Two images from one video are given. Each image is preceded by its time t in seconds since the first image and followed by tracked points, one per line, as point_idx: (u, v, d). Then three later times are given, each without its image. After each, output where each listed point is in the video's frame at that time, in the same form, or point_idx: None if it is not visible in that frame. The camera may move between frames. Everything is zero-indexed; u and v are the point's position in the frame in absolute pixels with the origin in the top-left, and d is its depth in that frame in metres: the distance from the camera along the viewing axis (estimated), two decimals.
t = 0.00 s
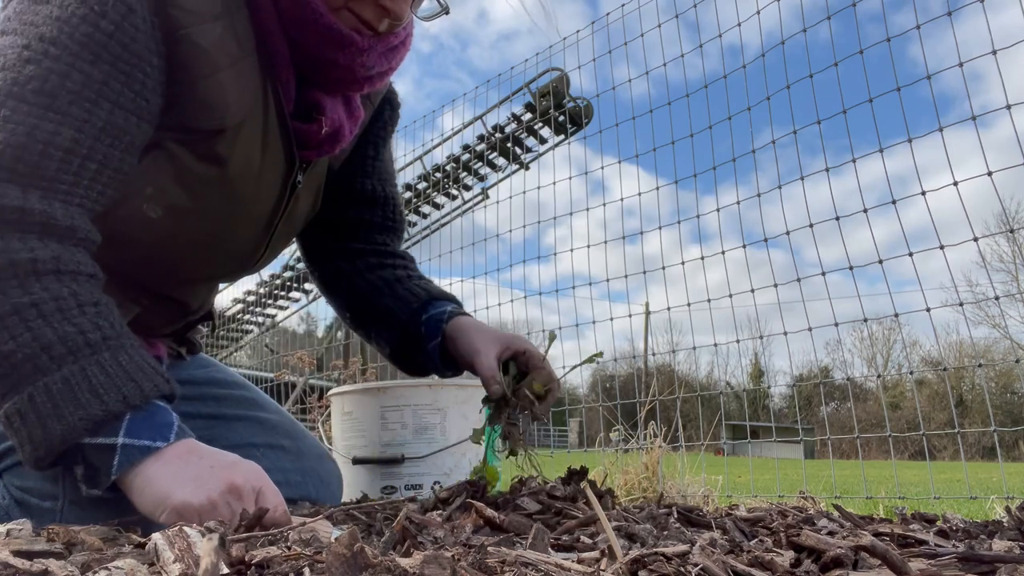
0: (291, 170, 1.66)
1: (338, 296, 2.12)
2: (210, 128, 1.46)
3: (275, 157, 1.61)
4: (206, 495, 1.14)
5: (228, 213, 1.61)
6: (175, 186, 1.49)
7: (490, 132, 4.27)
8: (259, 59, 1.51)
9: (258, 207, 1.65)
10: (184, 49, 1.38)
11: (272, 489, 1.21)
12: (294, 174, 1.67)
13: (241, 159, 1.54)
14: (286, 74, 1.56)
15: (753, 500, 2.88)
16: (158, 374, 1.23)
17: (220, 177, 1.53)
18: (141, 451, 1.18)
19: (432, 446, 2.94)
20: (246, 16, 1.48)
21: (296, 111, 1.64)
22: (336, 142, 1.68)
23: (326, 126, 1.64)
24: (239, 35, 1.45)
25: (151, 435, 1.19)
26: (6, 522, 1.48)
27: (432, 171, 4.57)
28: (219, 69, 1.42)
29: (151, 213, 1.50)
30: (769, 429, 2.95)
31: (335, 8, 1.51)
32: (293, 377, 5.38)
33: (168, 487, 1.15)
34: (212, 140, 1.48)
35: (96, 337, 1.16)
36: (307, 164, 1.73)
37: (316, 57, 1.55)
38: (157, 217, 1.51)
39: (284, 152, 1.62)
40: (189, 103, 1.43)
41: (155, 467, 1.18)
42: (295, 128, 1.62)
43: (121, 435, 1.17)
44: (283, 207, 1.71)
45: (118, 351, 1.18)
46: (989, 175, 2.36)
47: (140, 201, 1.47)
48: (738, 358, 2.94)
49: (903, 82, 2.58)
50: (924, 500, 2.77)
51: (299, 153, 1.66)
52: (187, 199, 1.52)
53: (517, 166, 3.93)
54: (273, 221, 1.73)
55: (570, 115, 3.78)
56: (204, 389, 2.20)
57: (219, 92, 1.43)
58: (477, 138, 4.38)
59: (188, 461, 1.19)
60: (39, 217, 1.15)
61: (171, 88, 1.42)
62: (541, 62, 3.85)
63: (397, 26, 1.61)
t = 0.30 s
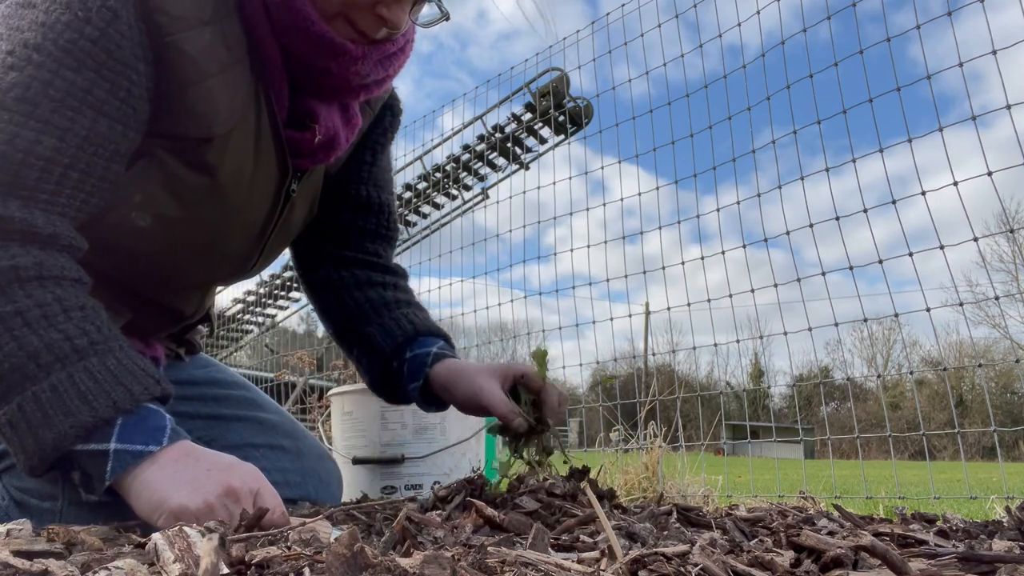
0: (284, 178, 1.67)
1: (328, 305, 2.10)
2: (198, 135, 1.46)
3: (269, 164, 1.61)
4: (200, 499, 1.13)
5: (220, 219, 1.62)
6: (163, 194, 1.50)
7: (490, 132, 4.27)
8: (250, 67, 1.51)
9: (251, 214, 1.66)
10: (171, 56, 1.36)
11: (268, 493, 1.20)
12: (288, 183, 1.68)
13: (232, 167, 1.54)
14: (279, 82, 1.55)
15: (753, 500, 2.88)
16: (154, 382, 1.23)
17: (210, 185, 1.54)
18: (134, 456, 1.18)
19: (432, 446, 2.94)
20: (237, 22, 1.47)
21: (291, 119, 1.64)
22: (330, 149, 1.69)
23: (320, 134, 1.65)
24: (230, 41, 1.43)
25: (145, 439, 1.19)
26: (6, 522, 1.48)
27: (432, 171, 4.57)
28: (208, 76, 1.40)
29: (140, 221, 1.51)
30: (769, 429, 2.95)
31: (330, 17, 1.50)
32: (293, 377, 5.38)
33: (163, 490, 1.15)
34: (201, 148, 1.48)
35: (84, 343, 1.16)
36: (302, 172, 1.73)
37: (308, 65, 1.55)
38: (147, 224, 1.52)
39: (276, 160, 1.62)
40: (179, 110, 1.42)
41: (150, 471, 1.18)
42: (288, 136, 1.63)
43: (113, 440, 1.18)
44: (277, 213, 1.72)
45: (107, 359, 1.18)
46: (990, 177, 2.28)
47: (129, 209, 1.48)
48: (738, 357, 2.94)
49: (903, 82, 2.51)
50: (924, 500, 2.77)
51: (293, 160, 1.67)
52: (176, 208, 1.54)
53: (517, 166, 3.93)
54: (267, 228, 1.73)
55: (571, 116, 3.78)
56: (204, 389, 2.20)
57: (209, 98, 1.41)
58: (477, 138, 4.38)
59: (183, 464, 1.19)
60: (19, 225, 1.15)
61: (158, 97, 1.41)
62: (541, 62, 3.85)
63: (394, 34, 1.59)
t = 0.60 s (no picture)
0: (283, 184, 1.67)
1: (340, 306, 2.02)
2: (194, 138, 1.46)
3: (268, 167, 1.61)
4: (219, 472, 1.15)
5: (216, 223, 1.61)
6: (159, 198, 1.50)
7: (490, 132, 4.27)
8: (249, 70, 1.50)
9: (249, 218, 1.66)
10: (164, 57, 1.36)
11: (282, 476, 1.22)
12: (286, 188, 1.68)
13: (229, 170, 1.54)
14: (279, 86, 1.55)
15: (753, 500, 2.88)
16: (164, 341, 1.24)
17: (206, 189, 1.54)
18: (159, 415, 1.19)
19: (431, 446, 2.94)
20: (235, 23, 1.46)
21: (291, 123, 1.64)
22: (330, 155, 1.68)
23: (319, 139, 1.64)
24: (228, 44, 1.44)
25: (167, 398, 1.20)
26: (6, 522, 1.44)
27: (432, 171, 4.57)
28: (204, 79, 1.41)
29: (134, 224, 1.50)
30: (769, 429, 2.95)
31: (334, 23, 1.50)
32: (293, 377, 5.39)
33: (184, 455, 1.17)
34: (197, 151, 1.48)
35: (92, 314, 1.17)
36: (300, 177, 1.72)
37: (309, 69, 1.55)
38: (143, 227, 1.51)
39: (275, 164, 1.63)
40: (174, 112, 1.42)
41: (172, 430, 1.20)
42: (287, 140, 1.62)
43: (136, 402, 1.18)
44: (275, 219, 1.72)
45: (114, 326, 1.19)
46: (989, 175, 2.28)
47: (123, 212, 1.47)
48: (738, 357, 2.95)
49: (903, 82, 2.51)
50: (924, 500, 2.77)
51: (291, 165, 1.66)
52: (171, 212, 1.53)
53: (517, 166, 3.93)
54: (263, 233, 1.73)
55: (571, 116, 3.78)
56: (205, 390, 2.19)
57: (205, 101, 1.42)
58: (477, 138, 4.38)
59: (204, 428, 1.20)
60: (6, 220, 1.16)
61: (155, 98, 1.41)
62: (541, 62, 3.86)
63: (397, 42, 1.60)
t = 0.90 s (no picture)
0: (283, 167, 1.67)
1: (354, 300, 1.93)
2: (196, 115, 1.46)
3: (268, 151, 1.61)
4: (329, 349, 1.24)
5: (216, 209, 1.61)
6: (159, 177, 1.48)
7: (490, 132, 4.28)
8: (250, 51, 1.51)
9: (249, 202, 1.66)
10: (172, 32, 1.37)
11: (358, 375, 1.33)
12: (287, 172, 1.68)
13: (229, 151, 1.53)
14: (279, 67, 1.56)
15: (753, 500, 2.88)
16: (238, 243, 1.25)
17: (207, 171, 1.54)
18: (264, 289, 1.22)
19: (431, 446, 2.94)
20: (236, 7, 1.47)
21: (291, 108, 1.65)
22: (330, 140, 1.67)
23: (318, 123, 1.63)
24: (231, 24, 1.45)
25: (266, 274, 1.24)
26: (5, 523, 1.40)
27: (432, 171, 4.57)
28: (207, 55, 1.41)
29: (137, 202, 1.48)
30: (769, 429, 2.95)
31: (334, 8, 1.51)
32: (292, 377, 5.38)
33: (287, 323, 1.23)
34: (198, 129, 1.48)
35: (159, 227, 1.18)
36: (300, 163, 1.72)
37: (309, 52, 1.56)
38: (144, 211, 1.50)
39: (276, 147, 1.63)
40: (176, 89, 1.42)
41: (273, 300, 1.23)
42: (287, 124, 1.63)
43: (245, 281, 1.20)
44: (275, 204, 1.72)
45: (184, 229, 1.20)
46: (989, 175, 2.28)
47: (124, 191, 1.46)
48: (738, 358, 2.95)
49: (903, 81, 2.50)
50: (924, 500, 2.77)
51: (291, 150, 1.66)
52: (174, 196, 1.53)
53: (517, 166, 3.93)
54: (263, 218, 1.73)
55: (571, 116, 3.78)
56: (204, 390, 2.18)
57: (208, 77, 1.42)
58: (477, 138, 4.38)
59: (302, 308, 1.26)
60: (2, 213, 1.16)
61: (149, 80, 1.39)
62: (541, 62, 3.86)
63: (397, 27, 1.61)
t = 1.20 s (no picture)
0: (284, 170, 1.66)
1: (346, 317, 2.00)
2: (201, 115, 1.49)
3: (270, 153, 1.61)
4: (47, 370, 1.06)
5: (218, 208, 1.62)
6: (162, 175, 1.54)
7: (490, 132, 4.27)
8: (256, 55, 1.52)
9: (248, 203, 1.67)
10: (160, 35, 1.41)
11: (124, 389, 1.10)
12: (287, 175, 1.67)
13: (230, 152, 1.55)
14: (285, 74, 1.56)
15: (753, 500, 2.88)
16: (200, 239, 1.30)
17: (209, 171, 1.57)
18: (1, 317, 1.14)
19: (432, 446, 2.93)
20: (243, 10, 1.49)
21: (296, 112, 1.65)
22: (332, 145, 1.66)
23: (320, 128, 1.62)
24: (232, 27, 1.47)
25: (12, 304, 1.16)
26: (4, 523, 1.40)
27: (432, 171, 4.57)
28: (203, 58, 1.45)
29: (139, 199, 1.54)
30: (769, 429, 2.95)
31: (344, 14, 1.49)
32: (293, 377, 5.38)
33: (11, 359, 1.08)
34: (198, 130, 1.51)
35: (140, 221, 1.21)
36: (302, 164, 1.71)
37: (316, 57, 1.54)
38: (146, 204, 1.55)
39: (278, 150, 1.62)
40: (175, 92, 1.46)
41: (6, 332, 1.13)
42: (289, 128, 1.63)
43: None
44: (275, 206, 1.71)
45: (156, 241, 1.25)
46: (990, 175, 2.27)
47: (126, 187, 1.52)
48: (738, 358, 2.95)
49: (903, 82, 2.49)
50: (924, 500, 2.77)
51: (294, 152, 1.66)
52: (176, 190, 1.56)
53: (517, 166, 3.93)
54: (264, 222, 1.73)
55: (570, 116, 3.78)
56: (204, 390, 2.20)
57: (203, 79, 1.45)
58: (477, 138, 4.38)
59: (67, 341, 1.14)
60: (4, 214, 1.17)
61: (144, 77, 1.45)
62: (540, 61, 3.85)
63: (407, 35, 1.58)
